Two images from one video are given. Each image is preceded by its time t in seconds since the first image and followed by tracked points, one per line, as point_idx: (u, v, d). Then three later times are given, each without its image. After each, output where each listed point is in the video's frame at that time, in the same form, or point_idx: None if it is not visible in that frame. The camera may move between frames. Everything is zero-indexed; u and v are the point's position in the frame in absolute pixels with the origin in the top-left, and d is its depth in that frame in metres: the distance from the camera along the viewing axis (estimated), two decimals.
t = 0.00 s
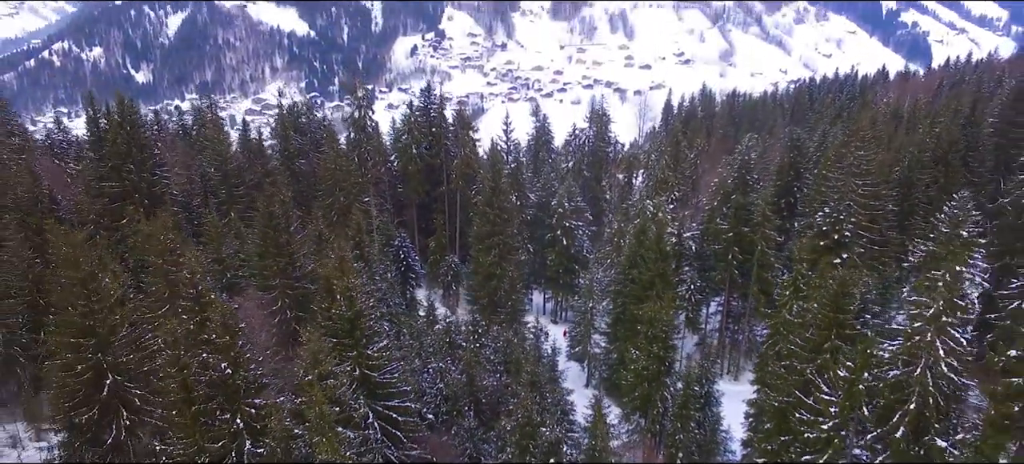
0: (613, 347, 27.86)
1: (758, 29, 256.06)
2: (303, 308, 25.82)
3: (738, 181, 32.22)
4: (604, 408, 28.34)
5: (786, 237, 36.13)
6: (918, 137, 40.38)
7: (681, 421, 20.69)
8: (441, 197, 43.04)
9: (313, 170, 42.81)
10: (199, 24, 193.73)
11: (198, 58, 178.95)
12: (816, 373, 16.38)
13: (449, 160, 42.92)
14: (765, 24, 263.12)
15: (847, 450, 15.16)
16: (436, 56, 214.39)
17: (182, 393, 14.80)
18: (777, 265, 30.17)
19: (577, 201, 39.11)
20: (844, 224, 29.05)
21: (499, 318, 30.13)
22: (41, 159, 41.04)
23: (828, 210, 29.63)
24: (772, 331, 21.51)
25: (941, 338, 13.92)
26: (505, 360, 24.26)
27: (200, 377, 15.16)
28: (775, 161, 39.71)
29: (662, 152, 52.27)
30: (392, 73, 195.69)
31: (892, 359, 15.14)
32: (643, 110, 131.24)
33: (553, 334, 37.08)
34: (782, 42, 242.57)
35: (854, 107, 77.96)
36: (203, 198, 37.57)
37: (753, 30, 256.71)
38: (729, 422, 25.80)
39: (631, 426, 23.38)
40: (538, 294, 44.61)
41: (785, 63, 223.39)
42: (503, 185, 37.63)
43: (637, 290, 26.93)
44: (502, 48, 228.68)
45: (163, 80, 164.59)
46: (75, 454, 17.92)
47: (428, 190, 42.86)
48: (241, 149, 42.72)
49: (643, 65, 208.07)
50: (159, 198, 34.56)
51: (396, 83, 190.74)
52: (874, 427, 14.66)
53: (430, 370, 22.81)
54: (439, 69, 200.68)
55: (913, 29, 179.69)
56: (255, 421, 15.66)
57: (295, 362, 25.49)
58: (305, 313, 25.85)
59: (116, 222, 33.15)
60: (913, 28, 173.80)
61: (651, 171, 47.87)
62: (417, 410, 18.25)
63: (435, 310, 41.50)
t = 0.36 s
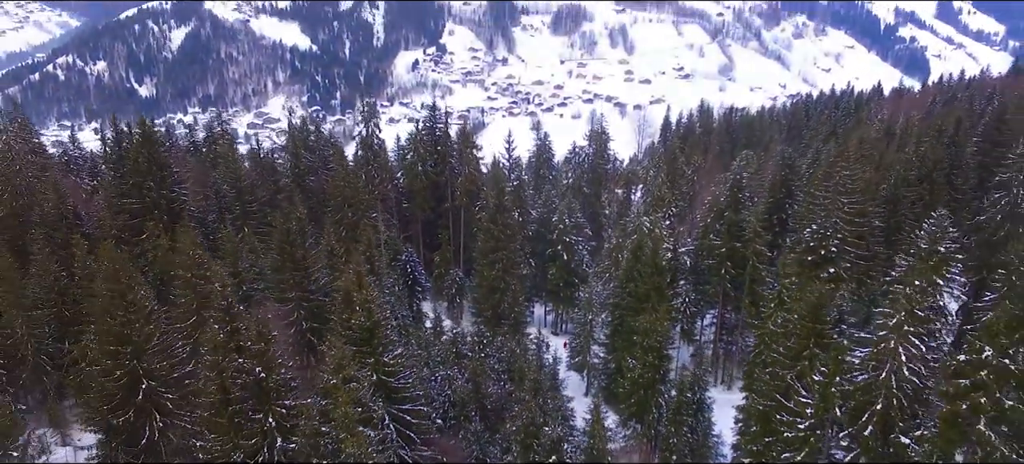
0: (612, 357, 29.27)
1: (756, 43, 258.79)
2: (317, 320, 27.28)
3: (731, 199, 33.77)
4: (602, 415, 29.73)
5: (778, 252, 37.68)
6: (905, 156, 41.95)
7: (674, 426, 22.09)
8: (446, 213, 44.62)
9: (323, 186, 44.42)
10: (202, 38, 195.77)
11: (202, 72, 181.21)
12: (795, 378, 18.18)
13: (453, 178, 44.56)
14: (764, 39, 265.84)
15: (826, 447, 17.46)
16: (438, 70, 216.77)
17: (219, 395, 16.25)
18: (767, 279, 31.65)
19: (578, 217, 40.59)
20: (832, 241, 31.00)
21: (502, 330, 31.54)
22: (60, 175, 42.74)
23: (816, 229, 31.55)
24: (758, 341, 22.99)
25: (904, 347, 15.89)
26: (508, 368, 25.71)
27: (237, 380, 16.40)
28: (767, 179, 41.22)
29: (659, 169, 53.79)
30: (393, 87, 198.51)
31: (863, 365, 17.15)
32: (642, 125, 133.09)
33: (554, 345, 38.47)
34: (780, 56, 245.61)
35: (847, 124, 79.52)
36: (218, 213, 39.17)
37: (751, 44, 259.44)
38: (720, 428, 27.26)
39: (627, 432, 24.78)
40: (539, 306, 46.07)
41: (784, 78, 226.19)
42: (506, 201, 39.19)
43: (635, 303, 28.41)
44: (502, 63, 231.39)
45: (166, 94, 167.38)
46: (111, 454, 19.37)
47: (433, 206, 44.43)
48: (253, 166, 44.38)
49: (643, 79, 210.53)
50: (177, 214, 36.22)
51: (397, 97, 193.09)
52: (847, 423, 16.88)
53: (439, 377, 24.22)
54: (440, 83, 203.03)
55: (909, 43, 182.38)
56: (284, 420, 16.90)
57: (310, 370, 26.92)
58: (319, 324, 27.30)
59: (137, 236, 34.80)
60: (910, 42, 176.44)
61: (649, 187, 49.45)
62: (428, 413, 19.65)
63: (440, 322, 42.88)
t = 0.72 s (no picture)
0: (610, 367, 30.67)
1: (756, 58, 261.43)
2: (329, 332, 28.79)
3: (724, 216, 35.25)
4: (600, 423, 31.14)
5: (770, 266, 39.16)
6: (893, 174, 43.49)
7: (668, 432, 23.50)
8: (451, 229, 46.21)
9: (331, 203, 46.09)
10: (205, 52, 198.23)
11: (205, 86, 183.55)
12: (777, 385, 19.84)
13: (458, 195, 46.31)
14: (763, 54, 268.55)
15: (806, 447, 18.78)
16: (439, 85, 219.16)
17: (251, 399, 17.62)
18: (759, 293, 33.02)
19: (578, 233, 42.14)
20: (820, 258, 32.62)
21: (505, 341, 33.11)
22: (78, 191, 44.37)
23: (804, 246, 33.18)
24: (748, 352, 24.47)
25: (871, 356, 17.54)
26: (512, 378, 27.11)
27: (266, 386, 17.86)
28: (761, 197, 42.77)
29: (657, 186, 55.32)
30: (395, 101, 201.25)
31: (837, 372, 18.77)
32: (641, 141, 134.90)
33: (556, 356, 39.91)
34: (780, 71, 248.25)
35: (843, 141, 81.10)
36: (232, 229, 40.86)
37: (751, 59, 262.09)
38: (712, 435, 28.64)
39: (624, 436, 26.22)
40: (540, 319, 47.50)
41: (782, 92, 228.74)
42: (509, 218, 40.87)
43: (631, 316, 29.90)
44: (503, 77, 233.89)
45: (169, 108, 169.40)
46: (142, 455, 20.88)
47: (438, 221, 46.01)
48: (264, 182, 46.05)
49: (643, 94, 212.86)
50: (194, 231, 38.21)
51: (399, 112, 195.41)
52: (825, 425, 18.22)
53: (447, 385, 25.67)
54: (442, 98, 205.42)
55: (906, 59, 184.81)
56: (309, 423, 18.28)
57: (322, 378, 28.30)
58: (331, 336, 28.74)
59: (155, 252, 36.60)
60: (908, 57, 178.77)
61: (647, 204, 51.06)
62: (439, 418, 20.99)
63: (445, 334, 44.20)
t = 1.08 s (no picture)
0: (608, 378, 31.98)
1: (754, 73, 263.79)
2: (341, 344, 30.25)
3: (717, 232, 36.76)
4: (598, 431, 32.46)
5: (763, 281, 40.65)
6: (882, 191, 45.00)
7: (664, 441, 25.39)
8: (455, 244, 47.79)
9: (338, 219, 47.68)
10: (207, 67, 201.17)
11: (207, 100, 187.04)
12: (762, 392, 22.63)
13: (461, 212, 47.98)
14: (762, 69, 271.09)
15: (789, 448, 21.70)
16: (440, 99, 221.45)
17: (276, 404, 19.12)
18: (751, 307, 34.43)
19: (578, 249, 43.74)
20: (808, 273, 34.17)
21: (508, 353, 34.66)
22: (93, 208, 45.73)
23: (792, 262, 34.76)
24: (737, 362, 26.41)
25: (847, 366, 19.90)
26: (515, 388, 28.48)
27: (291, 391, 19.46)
28: (754, 214, 44.36)
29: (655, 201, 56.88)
30: (396, 115, 203.83)
31: (816, 379, 21.34)
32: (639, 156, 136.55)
33: (557, 368, 41.31)
34: (779, 86, 250.87)
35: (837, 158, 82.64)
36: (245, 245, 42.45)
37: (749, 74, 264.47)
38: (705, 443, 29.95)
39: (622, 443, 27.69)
40: (541, 332, 48.90)
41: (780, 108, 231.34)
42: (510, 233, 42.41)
43: (628, 329, 31.41)
44: (503, 92, 236.20)
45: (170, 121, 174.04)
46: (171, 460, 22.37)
47: (442, 237, 47.60)
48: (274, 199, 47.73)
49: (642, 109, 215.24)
50: (208, 247, 40.02)
51: (400, 126, 197.57)
52: (804, 428, 21.03)
53: (454, 394, 27.03)
54: (442, 112, 207.88)
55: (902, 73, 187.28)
56: (330, 426, 19.80)
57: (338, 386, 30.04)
58: (343, 348, 30.19)
59: (172, 266, 38.02)
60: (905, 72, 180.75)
61: (645, 220, 52.68)
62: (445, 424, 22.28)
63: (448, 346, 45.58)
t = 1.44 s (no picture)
0: (607, 388, 33.41)
1: (754, 87, 265.95)
2: (353, 355, 31.93)
3: (712, 249, 38.31)
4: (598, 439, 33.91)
5: (757, 295, 42.17)
6: (872, 208, 46.57)
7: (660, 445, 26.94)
8: (459, 259, 49.37)
9: (346, 235, 49.22)
10: (211, 81, 203.99)
11: (210, 114, 189.71)
12: (749, 400, 24.74)
13: (466, 228, 49.60)
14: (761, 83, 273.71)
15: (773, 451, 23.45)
16: (441, 113, 223.75)
17: (299, 411, 20.82)
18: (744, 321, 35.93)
19: (578, 264, 45.29)
20: (798, 288, 35.65)
21: (512, 365, 36.14)
22: (111, 224, 47.79)
23: (784, 278, 36.15)
24: (728, 372, 28.37)
25: (825, 371, 21.94)
26: (518, 398, 29.68)
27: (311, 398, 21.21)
28: (748, 229, 45.83)
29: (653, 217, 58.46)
30: (397, 129, 206.22)
31: (798, 387, 23.43)
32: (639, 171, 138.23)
33: (557, 380, 42.76)
34: (778, 100, 253.29)
35: (832, 174, 84.32)
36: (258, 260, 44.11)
37: (749, 88, 266.42)
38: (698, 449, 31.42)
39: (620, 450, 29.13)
40: (542, 344, 50.29)
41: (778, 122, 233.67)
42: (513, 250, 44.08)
43: (626, 341, 32.91)
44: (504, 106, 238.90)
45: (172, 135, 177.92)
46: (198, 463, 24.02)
47: (447, 252, 49.21)
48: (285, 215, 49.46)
49: (642, 123, 217.41)
50: (223, 262, 41.73)
51: (401, 140, 199.85)
52: (788, 433, 22.84)
53: (461, 403, 28.48)
54: (443, 126, 210.10)
55: (903, 87, 188.13)
56: (349, 431, 21.45)
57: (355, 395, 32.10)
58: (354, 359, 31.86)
59: (187, 280, 40.15)
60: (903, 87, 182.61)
61: (643, 237, 54.25)
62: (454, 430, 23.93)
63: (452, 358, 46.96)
